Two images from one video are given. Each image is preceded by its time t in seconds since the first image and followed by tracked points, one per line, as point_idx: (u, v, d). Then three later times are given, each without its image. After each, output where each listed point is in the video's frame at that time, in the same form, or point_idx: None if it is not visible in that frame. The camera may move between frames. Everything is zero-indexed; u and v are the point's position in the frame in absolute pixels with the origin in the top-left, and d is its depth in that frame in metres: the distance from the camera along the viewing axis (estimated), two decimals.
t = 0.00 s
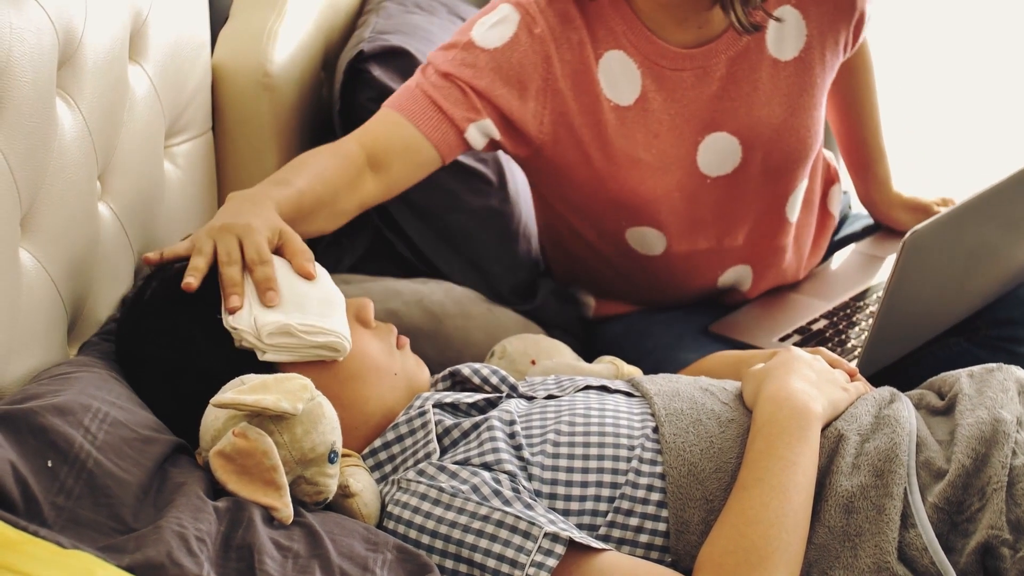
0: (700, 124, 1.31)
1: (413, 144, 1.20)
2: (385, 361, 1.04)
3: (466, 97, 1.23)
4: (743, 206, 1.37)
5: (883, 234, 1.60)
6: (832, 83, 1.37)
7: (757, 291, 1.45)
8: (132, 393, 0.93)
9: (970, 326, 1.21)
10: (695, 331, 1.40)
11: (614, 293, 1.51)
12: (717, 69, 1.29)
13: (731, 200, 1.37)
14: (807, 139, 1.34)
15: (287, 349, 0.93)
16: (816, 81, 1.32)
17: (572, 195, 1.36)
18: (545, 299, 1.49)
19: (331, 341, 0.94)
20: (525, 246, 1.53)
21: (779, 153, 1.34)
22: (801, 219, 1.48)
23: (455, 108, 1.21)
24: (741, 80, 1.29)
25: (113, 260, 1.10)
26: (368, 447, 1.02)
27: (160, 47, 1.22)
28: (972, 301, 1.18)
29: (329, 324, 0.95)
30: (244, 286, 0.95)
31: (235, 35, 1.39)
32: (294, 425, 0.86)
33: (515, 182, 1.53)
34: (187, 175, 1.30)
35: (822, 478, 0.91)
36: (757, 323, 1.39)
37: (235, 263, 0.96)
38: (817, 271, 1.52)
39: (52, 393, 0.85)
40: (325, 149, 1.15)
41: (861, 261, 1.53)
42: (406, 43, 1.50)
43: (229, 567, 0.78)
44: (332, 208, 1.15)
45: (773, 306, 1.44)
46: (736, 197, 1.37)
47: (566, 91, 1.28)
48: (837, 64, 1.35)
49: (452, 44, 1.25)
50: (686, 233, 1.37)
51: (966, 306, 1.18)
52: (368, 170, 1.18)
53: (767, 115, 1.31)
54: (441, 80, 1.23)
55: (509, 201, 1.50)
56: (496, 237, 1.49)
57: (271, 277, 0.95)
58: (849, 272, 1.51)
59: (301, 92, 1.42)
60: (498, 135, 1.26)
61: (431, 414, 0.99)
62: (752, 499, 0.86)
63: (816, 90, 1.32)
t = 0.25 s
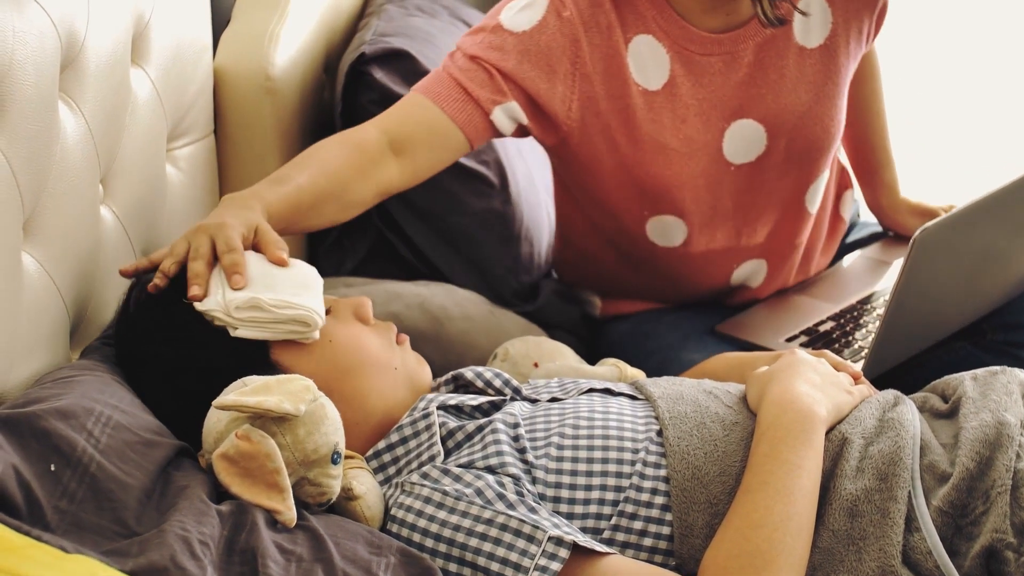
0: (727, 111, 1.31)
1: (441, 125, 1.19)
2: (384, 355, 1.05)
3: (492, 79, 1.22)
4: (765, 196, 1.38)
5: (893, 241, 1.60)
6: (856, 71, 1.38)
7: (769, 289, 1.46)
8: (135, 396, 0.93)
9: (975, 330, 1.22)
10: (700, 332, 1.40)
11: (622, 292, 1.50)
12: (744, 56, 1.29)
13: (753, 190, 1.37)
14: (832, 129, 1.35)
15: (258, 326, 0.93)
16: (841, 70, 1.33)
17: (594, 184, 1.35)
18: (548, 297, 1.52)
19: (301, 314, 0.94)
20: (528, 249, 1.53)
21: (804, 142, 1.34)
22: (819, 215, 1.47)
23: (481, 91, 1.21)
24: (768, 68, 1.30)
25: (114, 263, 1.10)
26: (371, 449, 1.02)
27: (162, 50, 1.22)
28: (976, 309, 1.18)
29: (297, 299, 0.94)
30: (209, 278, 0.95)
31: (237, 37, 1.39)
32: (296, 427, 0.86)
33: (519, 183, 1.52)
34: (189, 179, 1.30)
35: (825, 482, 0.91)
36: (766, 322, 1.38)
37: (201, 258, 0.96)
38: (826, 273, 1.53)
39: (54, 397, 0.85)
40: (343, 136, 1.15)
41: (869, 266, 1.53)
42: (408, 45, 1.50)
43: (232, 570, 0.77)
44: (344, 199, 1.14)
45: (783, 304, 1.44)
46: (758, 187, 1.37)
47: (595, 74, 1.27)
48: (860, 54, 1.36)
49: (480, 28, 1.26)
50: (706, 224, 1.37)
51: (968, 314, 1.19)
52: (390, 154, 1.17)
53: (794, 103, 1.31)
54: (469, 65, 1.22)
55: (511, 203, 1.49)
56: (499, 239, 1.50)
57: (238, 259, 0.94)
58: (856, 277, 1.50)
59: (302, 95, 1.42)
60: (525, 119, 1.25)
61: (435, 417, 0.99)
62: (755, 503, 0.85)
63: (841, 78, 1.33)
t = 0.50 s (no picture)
0: (746, 117, 1.32)
1: (467, 126, 1.19)
2: (386, 370, 1.05)
3: (519, 80, 1.22)
4: (781, 205, 1.39)
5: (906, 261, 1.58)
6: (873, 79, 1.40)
7: (779, 303, 1.46)
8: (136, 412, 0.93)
9: (983, 351, 1.21)
10: (705, 345, 1.39)
11: (632, 306, 1.50)
12: (765, 62, 1.31)
13: (769, 198, 1.38)
14: (848, 138, 1.36)
15: (250, 338, 0.93)
16: (859, 78, 1.34)
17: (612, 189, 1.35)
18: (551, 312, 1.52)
19: (291, 328, 0.93)
20: (530, 265, 1.54)
21: (821, 150, 1.36)
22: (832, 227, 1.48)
23: (507, 91, 1.21)
24: (788, 74, 1.31)
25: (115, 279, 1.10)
26: (373, 466, 1.01)
27: (163, 66, 1.23)
28: (981, 329, 1.18)
29: (290, 313, 0.94)
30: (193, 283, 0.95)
31: (238, 53, 1.39)
32: (299, 442, 0.86)
33: (520, 198, 1.53)
34: (190, 195, 1.31)
35: (828, 499, 0.91)
36: (773, 337, 1.38)
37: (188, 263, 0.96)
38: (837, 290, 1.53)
39: (56, 414, 0.84)
40: (364, 137, 1.14)
41: (882, 285, 1.52)
42: (409, 60, 1.51)
43: None
44: (358, 204, 1.13)
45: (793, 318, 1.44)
46: (774, 195, 1.38)
47: (617, 78, 1.28)
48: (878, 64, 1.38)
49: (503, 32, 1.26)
50: (722, 232, 1.37)
51: (973, 333, 1.19)
52: (412, 152, 1.17)
53: (812, 110, 1.33)
54: (495, 65, 1.22)
55: (512, 219, 1.50)
56: (501, 255, 1.50)
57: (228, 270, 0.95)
58: (864, 294, 1.49)
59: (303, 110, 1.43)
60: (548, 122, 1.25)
61: (437, 433, 0.99)
62: (758, 520, 0.85)
63: (859, 86, 1.35)
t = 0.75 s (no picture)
0: (759, 129, 1.32)
1: (481, 137, 1.18)
2: (388, 389, 1.04)
3: (533, 92, 1.21)
4: (790, 218, 1.39)
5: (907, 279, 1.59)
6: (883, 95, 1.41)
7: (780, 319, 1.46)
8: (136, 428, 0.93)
9: (982, 365, 1.24)
10: (706, 361, 1.39)
11: (634, 320, 1.50)
12: (779, 75, 1.31)
13: (777, 213, 1.38)
14: (858, 153, 1.37)
15: (258, 357, 0.94)
16: (870, 93, 1.36)
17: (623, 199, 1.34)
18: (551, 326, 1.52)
19: (303, 352, 0.95)
20: (530, 280, 1.54)
21: (830, 165, 1.36)
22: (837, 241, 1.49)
23: (523, 104, 1.20)
24: (800, 88, 1.32)
25: (115, 295, 1.10)
26: (374, 482, 1.01)
27: (164, 81, 1.23)
28: (983, 343, 1.21)
29: (302, 337, 0.95)
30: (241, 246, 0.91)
31: (239, 68, 1.40)
32: (300, 458, 0.85)
33: (522, 213, 1.52)
34: (190, 210, 1.31)
35: (829, 515, 0.90)
36: (774, 347, 1.38)
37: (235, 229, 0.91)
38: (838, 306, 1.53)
39: (56, 430, 0.84)
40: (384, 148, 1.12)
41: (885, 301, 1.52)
42: (410, 75, 1.51)
43: None
44: (386, 215, 1.11)
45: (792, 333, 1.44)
46: (783, 209, 1.38)
47: (632, 88, 1.28)
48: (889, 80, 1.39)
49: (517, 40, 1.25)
50: (729, 245, 1.37)
51: (973, 348, 1.21)
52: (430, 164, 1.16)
53: (824, 124, 1.33)
54: (508, 76, 1.21)
55: (512, 234, 1.49)
56: (501, 270, 1.50)
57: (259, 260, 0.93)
58: (865, 310, 1.50)
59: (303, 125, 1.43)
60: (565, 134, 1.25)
61: (438, 449, 0.99)
62: (759, 535, 0.85)
63: (870, 102, 1.36)
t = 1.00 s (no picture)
0: (763, 144, 1.32)
1: (487, 155, 1.18)
2: (389, 406, 1.04)
3: (539, 109, 1.21)
4: (794, 234, 1.39)
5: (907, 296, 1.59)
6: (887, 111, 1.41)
7: (780, 335, 1.46)
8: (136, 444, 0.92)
9: (981, 382, 1.24)
10: (707, 376, 1.39)
11: (634, 335, 1.51)
12: (785, 90, 1.31)
13: (780, 228, 1.38)
14: (860, 170, 1.37)
15: (261, 369, 0.93)
16: (875, 109, 1.36)
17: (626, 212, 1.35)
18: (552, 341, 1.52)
19: (303, 364, 0.93)
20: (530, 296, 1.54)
21: (833, 181, 1.37)
22: (839, 256, 1.49)
23: (530, 124, 1.20)
24: (806, 103, 1.33)
25: (114, 311, 1.10)
26: (373, 497, 1.00)
27: (164, 96, 1.23)
28: (982, 359, 1.21)
29: (306, 351, 0.93)
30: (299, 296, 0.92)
31: (239, 84, 1.40)
32: (301, 473, 0.85)
33: (521, 229, 1.52)
34: (190, 225, 1.31)
35: (829, 531, 0.90)
36: (773, 365, 1.38)
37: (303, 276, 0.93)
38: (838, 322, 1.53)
39: (55, 446, 0.84)
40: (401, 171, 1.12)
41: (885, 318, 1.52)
42: (409, 91, 1.52)
43: None
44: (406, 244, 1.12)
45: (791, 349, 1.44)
46: (786, 225, 1.38)
47: (638, 102, 1.28)
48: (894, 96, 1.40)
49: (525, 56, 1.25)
50: (731, 259, 1.37)
51: (971, 364, 1.21)
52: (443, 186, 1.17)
53: (828, 140, 1.34)
54: (516, 92, 1.21)
55: (512, 249, 1.49)
56: (501, 285, 1.50)
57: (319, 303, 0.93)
58: (865, 326, 1.50)
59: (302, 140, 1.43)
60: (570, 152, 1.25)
61: (438, 465, 0.98)
62: (760, 551, 0.84)
63: (874, 118, 1.36)
